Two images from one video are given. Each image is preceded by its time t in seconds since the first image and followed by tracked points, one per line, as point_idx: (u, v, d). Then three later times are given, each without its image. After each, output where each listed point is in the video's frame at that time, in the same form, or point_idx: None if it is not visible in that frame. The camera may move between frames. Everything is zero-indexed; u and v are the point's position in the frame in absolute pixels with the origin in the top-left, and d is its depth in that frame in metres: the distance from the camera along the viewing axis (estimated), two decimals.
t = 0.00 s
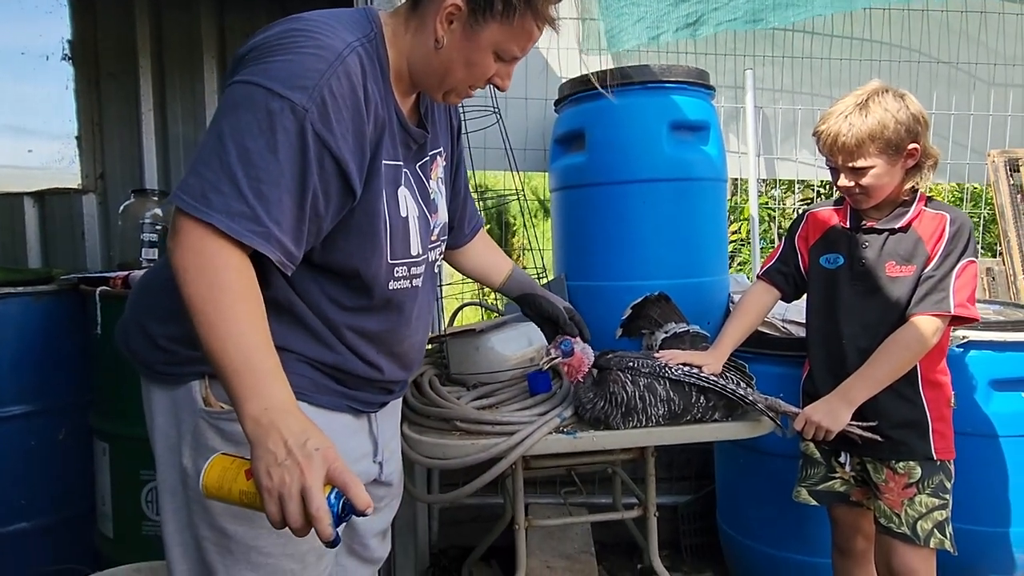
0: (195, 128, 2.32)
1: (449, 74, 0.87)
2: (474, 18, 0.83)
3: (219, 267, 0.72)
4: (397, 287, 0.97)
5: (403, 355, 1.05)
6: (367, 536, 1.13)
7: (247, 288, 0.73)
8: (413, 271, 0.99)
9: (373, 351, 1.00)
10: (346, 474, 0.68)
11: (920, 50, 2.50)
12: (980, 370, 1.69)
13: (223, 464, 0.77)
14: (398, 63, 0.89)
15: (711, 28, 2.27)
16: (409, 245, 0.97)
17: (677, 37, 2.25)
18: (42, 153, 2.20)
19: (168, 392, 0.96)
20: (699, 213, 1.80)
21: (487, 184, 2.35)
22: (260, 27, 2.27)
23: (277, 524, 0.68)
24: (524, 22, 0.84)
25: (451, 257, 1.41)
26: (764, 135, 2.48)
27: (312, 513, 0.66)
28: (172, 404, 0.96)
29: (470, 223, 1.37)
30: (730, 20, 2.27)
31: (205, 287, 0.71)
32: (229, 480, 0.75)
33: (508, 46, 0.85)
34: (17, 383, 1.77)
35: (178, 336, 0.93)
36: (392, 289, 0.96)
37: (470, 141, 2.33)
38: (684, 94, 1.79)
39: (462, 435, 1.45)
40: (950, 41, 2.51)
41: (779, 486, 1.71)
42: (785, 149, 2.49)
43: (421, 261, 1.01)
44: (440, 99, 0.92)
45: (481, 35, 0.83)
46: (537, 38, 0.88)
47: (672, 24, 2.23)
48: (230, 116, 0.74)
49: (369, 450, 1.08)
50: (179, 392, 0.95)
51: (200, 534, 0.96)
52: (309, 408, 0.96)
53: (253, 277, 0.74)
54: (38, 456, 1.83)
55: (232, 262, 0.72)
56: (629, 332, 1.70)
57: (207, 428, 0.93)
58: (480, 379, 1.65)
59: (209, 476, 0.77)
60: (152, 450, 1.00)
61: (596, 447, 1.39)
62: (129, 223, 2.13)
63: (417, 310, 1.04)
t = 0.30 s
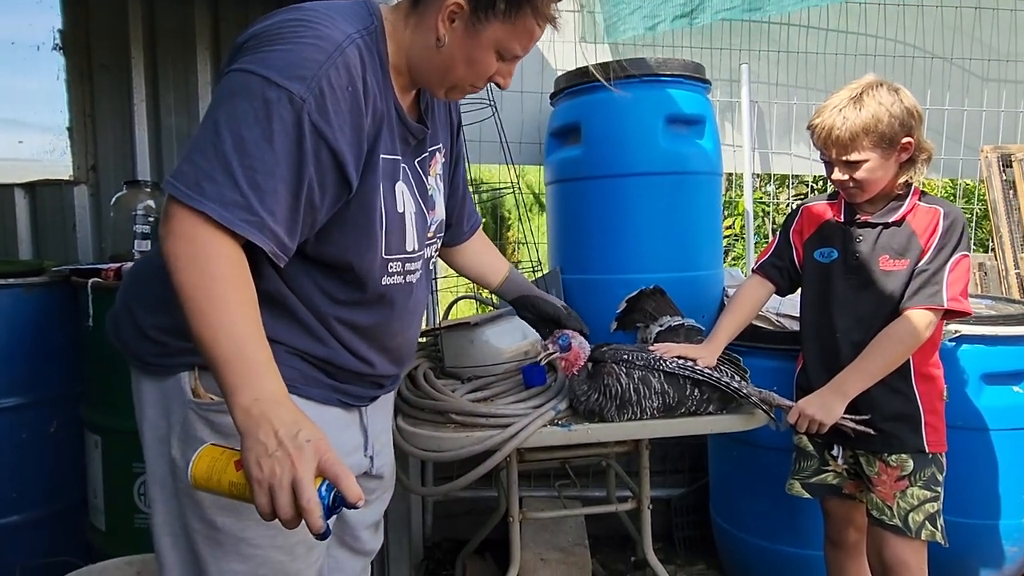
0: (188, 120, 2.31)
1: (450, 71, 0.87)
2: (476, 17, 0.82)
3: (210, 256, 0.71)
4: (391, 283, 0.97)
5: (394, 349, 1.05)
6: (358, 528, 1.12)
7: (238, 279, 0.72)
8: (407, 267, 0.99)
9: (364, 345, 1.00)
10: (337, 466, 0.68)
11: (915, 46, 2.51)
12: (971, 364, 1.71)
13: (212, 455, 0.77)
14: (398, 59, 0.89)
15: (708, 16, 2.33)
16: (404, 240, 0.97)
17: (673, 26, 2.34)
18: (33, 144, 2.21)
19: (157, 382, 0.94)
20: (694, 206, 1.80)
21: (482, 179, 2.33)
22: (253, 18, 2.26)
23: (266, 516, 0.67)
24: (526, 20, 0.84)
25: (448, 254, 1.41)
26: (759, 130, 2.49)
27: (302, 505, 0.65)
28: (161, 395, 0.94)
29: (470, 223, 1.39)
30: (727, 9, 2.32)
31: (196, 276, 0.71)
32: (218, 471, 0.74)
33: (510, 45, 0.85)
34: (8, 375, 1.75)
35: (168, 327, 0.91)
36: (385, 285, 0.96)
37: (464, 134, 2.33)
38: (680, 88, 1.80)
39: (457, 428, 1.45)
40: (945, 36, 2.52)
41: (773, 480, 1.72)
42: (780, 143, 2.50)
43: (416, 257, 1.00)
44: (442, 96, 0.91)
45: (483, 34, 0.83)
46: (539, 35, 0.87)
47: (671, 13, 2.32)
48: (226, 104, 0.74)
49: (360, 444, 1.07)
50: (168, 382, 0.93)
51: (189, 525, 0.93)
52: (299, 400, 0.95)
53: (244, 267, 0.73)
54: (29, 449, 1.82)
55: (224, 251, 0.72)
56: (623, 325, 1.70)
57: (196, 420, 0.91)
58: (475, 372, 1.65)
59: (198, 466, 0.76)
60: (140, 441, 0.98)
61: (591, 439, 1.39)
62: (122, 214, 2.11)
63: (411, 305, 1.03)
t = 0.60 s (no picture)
0: (177, 114, 2.29)
1: (450, 76, 0.87)
2: (477, 25, 0.82)
3: (199, 249, 0.71)
4: (380, 282, 0.97)
5: (380, 348, 1.05)
6: (341, 523, 1.12)
7: (227, 275, 0.72)
8: (397, 267, 0.99)
9: (352, 343, 1.00)
10: (326, 461, 0.68)
11: (906, 41, 2.52)
12: (959, 357, 1.73)
13: (198, 448, 0.77)
14: (396, 60, 0.89)
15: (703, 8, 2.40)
16: (396, 240, 0.97)
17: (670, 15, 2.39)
18: (20, 138, 2.17)
19: (142, 375, 0.93)
20: (685, 201, 1.81)
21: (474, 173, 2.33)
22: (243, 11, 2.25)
23: (254, 509, 0.68)
24: (527, 28, 0.84)
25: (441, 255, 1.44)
26: (751, 125, 2.49)
27: (290, 499, 0.65)
28: (146, 389, 0.93)
29: (463, 225, 1.40)
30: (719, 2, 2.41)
31: (185, 268, 0.71)
32: (204, 462, 0.75)
33: (509, 51, 0.86)
34: None
35: (154, 320, 0.90)
36: (374, 284, 0.96)
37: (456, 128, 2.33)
38: (671, 83, 1.80)
39: (448, 422, 1.45)
40: (935, 31, 2.54)
41: (762, 473, 1.73)
42: (772, 138, 2.51)
43: (407, 257, 1.01)
44: (440, 98, 0.92)
45: (483, 41, 0.83)
46: (539, 40, 0.88)
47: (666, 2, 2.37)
48: (223, 97, 0.73)
49: (346, 439, 1.07)
50: (153, 376, 0.92)
51: (173, 521, 0.93)
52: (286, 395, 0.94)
53: (235, 263, 0.73)
54: (18, 445, 1.81)
55: (214, 244, 0.71)
56: (615, 319, 1.70)
57: (181, 415, 0.90)
58: (467, 366, 1.65)
59: (184, 459, 0.76)
60: (125, 435, 0.97)
61: (582, 433, 1.40)
62: (112, 209, 2.10)
63: (398, 305, 1.03)
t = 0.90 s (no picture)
0: (165, 108, 2.27)
1: (444, 73, 0.87)
2: (469, 19, 0.82)
3: (188, 246, 0.70)
4: (369, 280, 0.97)
5: (369, 345, 1.04)
6: (329, 519, 1.12)
7: (216, 273, 0.71)
8: (386, 266, 0.99)
9: (340, 340, 1.00)
10: (317, 460, 0.68)
11: (897, 34, 2.53)
12: (947, 350, 1.74)
13: (189, 446, 0.76)
14: (389, 57, 0.88)
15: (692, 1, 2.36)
16: (385, 238, 0.96)
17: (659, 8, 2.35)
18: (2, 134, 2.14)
19: (128, 371, 0.92)
20: (675, 195, 1.81)
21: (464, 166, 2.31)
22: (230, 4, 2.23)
23: (246, 508, 0.67)
24: (518, 20, 0.84)
25: (435, 252, 1.43)
26: (741, 118, 2.50)
27: (282, 497, 0.65)
28: (132, 385, 0.93)
29: (459, 222, 1.40)
30: None
31: (173, 264, 0.70)
32: (196, 460, 0.74)
33: (503, 45, 0.86)
34: None
35: (140, 316, 0.90)
36: (363, 282, 0.96)
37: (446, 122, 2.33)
38: (662, 76, 1.80)
39: (438, 417, 1.45)
40: (926, 25, 2.54)
41: (752, 465, 1.74)
42: (763, 132, 2.51)
43: (395, 255, 1.00)
44: (435, 96, 0.92)
45: (476, 35, 0.83)
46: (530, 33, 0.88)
47: None
48: (212, 92, 0.72)
49: (335, 436, 1.06)
50: (139, 372, 0.91)
51: (160, 518, 0.93)
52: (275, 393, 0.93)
53: (224, 261, 0.72)
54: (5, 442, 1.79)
55: (203, 242, 0.71)
56: (606, 313, 1.71)
57: (167, 411, 0.89)
58: (457, 361, 1.65)
59: (175, 456, 0.75)
60: (111, 432, 0.96)
61: (572, 427, 1.40)
62: (98, 204, 2.08)
63: (387, 302, 1.03)
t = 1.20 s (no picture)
0: (152, 99, 2.25)
1: (439, 54, 0.87)
2: None
3: (180, 235, 0.69)
4: (362, 268, 0.96)
5: (362, 337, 1.04)
6: (323, 512, 1.12)
7: (209, 263, 0.70)
8: (378, 254, 0.98)
9: (333, 332, 0.99)
10: (324, 445, 0.68)
11: (888, 26, 2.54)
12: (937, 339, 1.75)
13: (191, 436, 0.75)
14: (380, 43, 0.87)
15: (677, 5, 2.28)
16: (378, 226, 0.96)
17: (644, 15, 2.29)
18: None
19: (118, 365, 0.91)
20: (666, 186, 1.81)
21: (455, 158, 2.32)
22: None
23: (252, 495, 0.67)
24: None
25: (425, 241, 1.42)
26: (733, 109, 2.50)
27: (290, 483, 0.65)
28: (122, 378, 0.92)
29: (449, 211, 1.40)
30: None
31: (166, 253, 0.69)
32: (197, 455, 0.73)
33: (496, 17, 0.86)
34: None
35: (130, 308, 0.89)
36: (357, 270, 0.95)
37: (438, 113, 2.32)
38: (653, 67, 1.79)
39: (430, 409, 1.44)
40: (916, 16, 2.55)
41: (743, 455, 1.75)
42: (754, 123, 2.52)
43: (389, 243, 1.00)
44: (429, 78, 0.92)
45: (471, 10, 0.83)
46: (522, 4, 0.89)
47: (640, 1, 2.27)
48: (201, 79, 0.71)
49: (327, 428, 1.06)
50: (129, 366, 0.90)
51: (152, 512, 0.92)
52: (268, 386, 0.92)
53: (218, 250, 0.72)
54: None
55: (196, 231, 0.70)
56: (597, 305, 1.70)
57: (159, 405, 0.89)
58: (449, 353, 1.64)
59: (177, 448, 0.75)
60: (101, 427, 0.95)
61: (564, 418, 1.40)
62: (84, 196, 2.05)
63: (379, 293, 1.02)
